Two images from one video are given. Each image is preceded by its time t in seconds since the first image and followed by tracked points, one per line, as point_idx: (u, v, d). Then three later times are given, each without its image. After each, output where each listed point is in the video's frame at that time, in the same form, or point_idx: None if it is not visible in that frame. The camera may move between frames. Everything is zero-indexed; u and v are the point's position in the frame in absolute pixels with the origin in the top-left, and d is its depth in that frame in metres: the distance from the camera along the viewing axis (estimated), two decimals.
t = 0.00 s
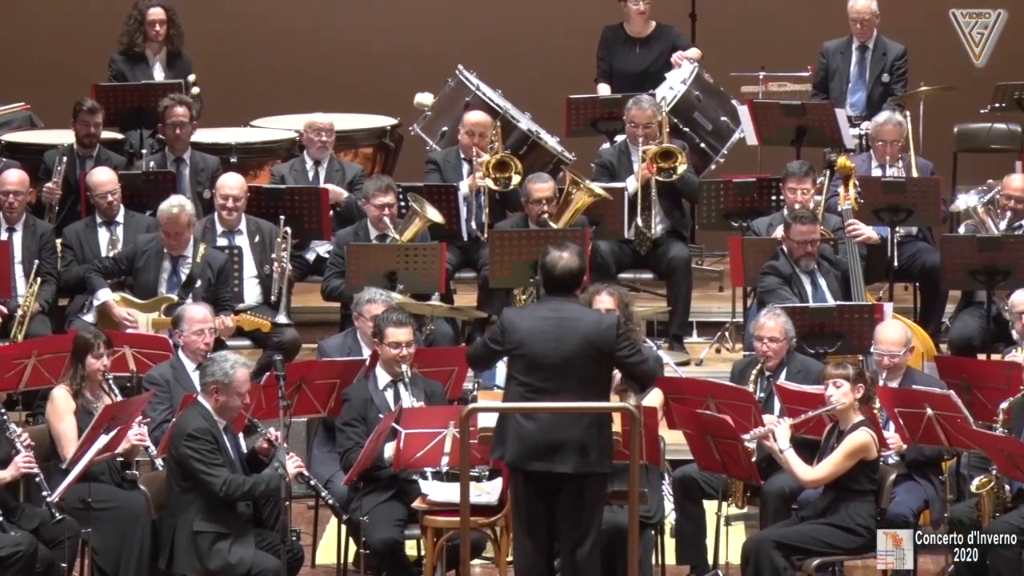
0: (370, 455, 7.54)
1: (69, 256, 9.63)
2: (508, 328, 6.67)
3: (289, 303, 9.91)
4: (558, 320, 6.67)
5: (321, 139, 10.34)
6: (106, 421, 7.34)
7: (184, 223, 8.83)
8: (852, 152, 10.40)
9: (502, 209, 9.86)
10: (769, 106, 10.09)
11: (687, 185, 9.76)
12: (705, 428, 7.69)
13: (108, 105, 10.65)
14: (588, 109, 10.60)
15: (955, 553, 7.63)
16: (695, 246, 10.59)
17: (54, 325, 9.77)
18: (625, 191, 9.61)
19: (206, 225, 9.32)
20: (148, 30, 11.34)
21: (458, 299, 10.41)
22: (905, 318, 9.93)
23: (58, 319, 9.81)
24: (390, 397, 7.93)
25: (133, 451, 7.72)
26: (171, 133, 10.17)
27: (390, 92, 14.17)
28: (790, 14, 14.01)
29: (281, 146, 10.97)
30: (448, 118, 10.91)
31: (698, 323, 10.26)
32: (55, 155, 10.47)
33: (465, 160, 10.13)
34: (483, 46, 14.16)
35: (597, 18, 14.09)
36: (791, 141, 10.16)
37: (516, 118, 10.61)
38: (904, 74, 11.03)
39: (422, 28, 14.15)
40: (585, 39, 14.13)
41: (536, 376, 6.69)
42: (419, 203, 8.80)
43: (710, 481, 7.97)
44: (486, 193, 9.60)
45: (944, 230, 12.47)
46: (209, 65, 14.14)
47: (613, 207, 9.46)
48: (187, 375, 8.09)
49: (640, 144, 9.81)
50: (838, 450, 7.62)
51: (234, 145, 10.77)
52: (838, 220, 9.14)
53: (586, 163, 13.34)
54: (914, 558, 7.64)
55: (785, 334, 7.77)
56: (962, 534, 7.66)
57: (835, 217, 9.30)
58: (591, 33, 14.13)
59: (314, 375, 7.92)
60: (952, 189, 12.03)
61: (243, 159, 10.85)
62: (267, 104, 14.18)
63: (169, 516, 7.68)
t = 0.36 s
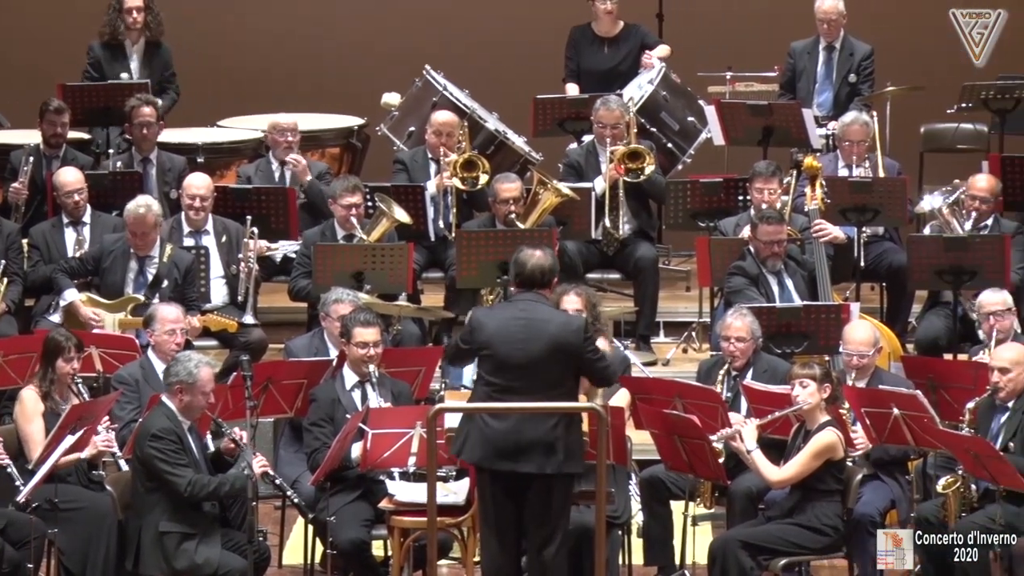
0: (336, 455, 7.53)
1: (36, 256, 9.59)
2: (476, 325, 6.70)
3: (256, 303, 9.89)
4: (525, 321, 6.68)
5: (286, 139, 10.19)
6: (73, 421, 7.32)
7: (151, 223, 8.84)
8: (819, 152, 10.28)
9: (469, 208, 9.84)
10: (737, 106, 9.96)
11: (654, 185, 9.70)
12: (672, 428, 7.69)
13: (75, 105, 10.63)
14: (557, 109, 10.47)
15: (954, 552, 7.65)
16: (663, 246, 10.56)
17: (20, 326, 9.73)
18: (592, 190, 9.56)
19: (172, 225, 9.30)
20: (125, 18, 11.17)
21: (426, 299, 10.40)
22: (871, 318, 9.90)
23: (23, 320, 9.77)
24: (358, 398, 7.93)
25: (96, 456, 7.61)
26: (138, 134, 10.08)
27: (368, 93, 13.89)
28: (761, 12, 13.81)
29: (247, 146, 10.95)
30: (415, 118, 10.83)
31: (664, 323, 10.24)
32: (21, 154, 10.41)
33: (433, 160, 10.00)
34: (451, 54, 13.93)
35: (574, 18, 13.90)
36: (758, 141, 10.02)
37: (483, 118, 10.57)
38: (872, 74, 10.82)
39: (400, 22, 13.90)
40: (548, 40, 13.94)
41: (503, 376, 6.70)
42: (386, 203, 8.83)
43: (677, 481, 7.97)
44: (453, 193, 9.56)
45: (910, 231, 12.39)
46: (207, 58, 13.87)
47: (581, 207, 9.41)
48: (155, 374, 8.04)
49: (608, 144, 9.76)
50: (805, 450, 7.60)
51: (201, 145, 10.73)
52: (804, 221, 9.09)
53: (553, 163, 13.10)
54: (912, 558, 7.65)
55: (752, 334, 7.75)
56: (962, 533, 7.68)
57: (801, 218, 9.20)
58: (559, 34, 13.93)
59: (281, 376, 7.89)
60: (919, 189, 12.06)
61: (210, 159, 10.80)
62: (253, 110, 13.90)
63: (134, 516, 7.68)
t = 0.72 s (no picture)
0: (307, 455, 7.53)
1: (5, 256, 9.55)
2: (449, 326, 6.69)
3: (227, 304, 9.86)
4: (497, 321, 6.68)
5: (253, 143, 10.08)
6: (43, 422, 7.27)
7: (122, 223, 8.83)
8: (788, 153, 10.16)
9: (440, 209, 9.81)
10: (706, 106, 9.80)
11: (625, 186, 9.66)
12: (642, 429, 7.68)
13: (44, 105, 10.55)
14: (526, 109, 10.36)
15: (954, 552, 7.62)
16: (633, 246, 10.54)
17: None
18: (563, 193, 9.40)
19: (143, 226, 9.27)
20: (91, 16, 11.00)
21: (397, 299, 10.38)
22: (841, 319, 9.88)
23: None
24: (329, 398, 7.92)
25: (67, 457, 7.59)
26: (108, 134, 10.05)
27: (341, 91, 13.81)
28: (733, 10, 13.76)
29: (218, 146, 10.95)
30: (384, 119, 10.54)
31: (635, 323, 10.22)
32: None
33: (404, 160, 9.92)
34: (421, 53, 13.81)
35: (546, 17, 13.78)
36: (728, 142, 9.88)
37: (454, 118, 10.32)
38: (842, 74, 10.72)
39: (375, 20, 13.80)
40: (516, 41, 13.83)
41: (476, 376, 6.70)
42: (357, 203, 8.79)
43: (648, 481, 7.98)
44: (424, 195, 9.59)
45: (879, 231, 12.40)
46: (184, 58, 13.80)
47: (552, 208, 9.24)
48: (126, 375, 8.04)
49: (578, 144, 9.70)
50: (776, 449, 7.59)
51: (172, 145, 10.72)
52: (775, 221, 9.09)
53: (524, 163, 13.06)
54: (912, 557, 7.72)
55: (723, 335, 7.74)
56: (962, 533, 7.64)
57: (772, 218, 9.23)
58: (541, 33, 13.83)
59: (251, 376, 7.89)
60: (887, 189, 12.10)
61: (180, 159, 10.80)
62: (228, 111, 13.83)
63: (105, 517, 7.67)
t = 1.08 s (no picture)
0: (274, 454, 7.52)
1: None
2: (420, 325, 6.75)
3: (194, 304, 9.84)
4: (466, 320, 6.71)
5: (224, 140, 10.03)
6: (10, 421, 7.28)
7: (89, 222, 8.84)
8: (756, 152, 10.12)
9: (407, 209, 9.79)
10: (673, 105, 9.75)
11: (592, 185, 9.60)
12: (610, 427, 7.66)
13: (11, 105, 10.48)
14: (494, 108, 10.23)
15: (954, 553, 7.54)
16: (601, 246, 10.51)
17: None
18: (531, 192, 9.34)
19: (110, 225, 9.27)
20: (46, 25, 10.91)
21: (364, 298, 10.37)
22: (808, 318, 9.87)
23: None
24: (296, 397, 7.92)
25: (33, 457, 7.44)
26: (75, 133, 10.04)
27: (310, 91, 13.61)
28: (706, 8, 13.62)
29: (185, 145, 10.84)
30: (353, 118, 10.49)
31: (602, 323, 10.17)
32: None
33: (371, 160, 9.91)
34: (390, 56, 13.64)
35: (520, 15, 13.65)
36: (695, 141, 9.84)
37: (421, 117, 10.22)
38: (809, 73, 10.72)
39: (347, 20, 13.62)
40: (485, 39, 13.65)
41: (446, 373, 6.73)
42: (324, 203, 8.78)
43: (616, 480, 7.98)
44: (393, 195, 9.50)
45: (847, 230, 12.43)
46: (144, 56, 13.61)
47: (520, 208, 9.20)
48: (93, 375, 8.02)
49: (545, 143, 9.62)
50: (743, 448, 7.58)
51: (138, 145, 10.63)
52: (742, 221, 9.08)
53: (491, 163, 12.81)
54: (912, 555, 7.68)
55: (691, 334, 7.73)
56: (961, 534, 7.54)
57: (739, 217, 9.22)
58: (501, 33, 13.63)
59: (219, 375, 7.85)
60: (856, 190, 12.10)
61: (147, 159, 10.69)
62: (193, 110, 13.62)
63: (72, 517, 7.66)
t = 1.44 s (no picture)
0: (244, 453, 7.50)
1: None
2: (392, 323, 6.75)
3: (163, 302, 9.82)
4: (437, 317, 6.69)
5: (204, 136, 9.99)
6: None
7: (61, 220, 8.83)
8: (726, 150, 10.08)
9: (377, 207, 9.73)
10: (644, 103, 9.68)
11: (562, 183, 9.62)
12: (581, 425, 7.64)
13: None
14: (463, 106, 10.17)
15: (954, 553, 7.52)
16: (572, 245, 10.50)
17: None
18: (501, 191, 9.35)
19: (80, 224, 9.27)
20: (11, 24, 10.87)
21: (334, 296, 10.36)
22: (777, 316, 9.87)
23: None
24: (267, 394, 7.92)
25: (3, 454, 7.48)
26: (45, 131, 10.01)
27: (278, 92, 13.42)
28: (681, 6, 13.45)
29: (157, 143, 10.73)
30: (323, 116, 10.33)
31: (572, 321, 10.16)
32: None
33: (341, 158, 9.87)
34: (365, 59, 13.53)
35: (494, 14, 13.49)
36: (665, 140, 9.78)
37: (392, 116, 10.17)
38: (778, 72, 10.72)
39: (322, 16, 13.48)
40: (458, 36, 13.52)
41: (418, 370, 6.72)
42: (294, 201, 8.77)
43: (586, 478, 7.97)
44: (362, 193, 9.58)
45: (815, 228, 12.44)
46: (114, 55, 13.45)
47: (491, 207, 9.22)
48: (63, 374, 8.02)
49: (514, 141, 9.62)
50: (711, 448, 7.60)
51: (109, 143, 10.59)
52: (712, 219, 9.07)
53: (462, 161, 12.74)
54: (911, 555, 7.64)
55: (660, 332, 7.74)
56: (962, 533, 7.53)
57: (710, 215, 9.22)
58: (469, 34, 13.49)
59: (189, 374, 7.81)
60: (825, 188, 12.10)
61: (118, 157, 10.63)
62: (168, 109, 13.40)
63: (42, 515, 7.60)
